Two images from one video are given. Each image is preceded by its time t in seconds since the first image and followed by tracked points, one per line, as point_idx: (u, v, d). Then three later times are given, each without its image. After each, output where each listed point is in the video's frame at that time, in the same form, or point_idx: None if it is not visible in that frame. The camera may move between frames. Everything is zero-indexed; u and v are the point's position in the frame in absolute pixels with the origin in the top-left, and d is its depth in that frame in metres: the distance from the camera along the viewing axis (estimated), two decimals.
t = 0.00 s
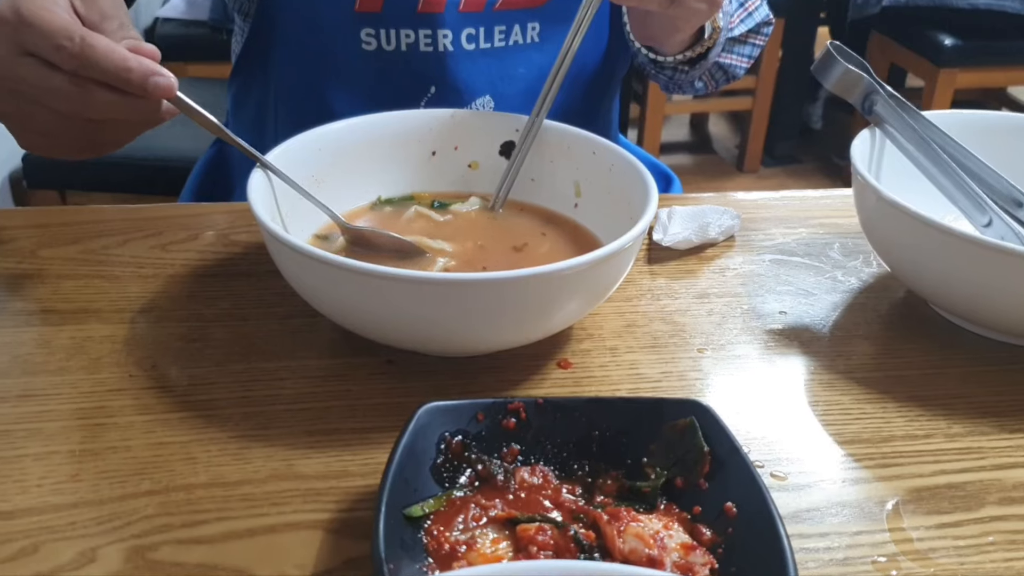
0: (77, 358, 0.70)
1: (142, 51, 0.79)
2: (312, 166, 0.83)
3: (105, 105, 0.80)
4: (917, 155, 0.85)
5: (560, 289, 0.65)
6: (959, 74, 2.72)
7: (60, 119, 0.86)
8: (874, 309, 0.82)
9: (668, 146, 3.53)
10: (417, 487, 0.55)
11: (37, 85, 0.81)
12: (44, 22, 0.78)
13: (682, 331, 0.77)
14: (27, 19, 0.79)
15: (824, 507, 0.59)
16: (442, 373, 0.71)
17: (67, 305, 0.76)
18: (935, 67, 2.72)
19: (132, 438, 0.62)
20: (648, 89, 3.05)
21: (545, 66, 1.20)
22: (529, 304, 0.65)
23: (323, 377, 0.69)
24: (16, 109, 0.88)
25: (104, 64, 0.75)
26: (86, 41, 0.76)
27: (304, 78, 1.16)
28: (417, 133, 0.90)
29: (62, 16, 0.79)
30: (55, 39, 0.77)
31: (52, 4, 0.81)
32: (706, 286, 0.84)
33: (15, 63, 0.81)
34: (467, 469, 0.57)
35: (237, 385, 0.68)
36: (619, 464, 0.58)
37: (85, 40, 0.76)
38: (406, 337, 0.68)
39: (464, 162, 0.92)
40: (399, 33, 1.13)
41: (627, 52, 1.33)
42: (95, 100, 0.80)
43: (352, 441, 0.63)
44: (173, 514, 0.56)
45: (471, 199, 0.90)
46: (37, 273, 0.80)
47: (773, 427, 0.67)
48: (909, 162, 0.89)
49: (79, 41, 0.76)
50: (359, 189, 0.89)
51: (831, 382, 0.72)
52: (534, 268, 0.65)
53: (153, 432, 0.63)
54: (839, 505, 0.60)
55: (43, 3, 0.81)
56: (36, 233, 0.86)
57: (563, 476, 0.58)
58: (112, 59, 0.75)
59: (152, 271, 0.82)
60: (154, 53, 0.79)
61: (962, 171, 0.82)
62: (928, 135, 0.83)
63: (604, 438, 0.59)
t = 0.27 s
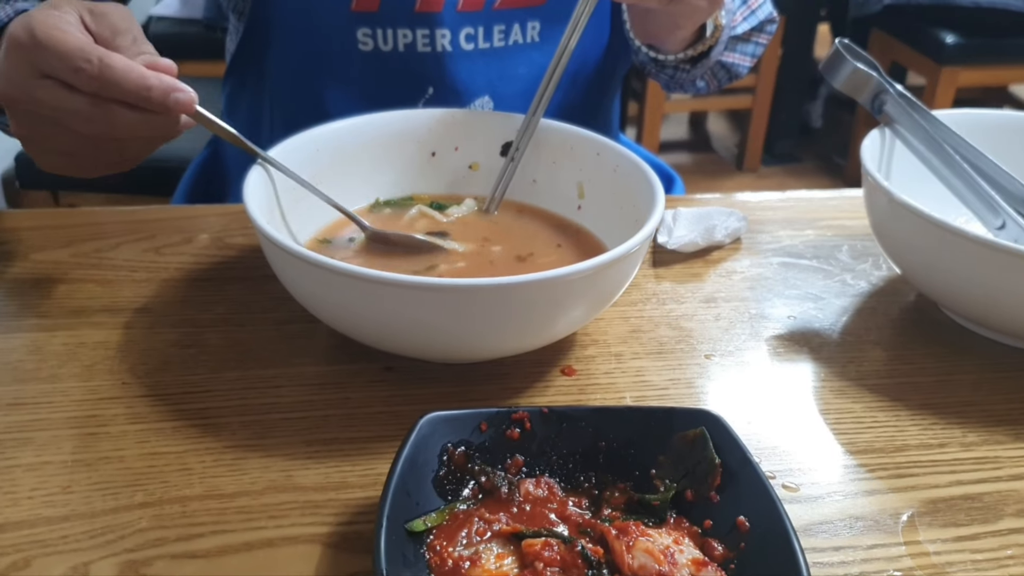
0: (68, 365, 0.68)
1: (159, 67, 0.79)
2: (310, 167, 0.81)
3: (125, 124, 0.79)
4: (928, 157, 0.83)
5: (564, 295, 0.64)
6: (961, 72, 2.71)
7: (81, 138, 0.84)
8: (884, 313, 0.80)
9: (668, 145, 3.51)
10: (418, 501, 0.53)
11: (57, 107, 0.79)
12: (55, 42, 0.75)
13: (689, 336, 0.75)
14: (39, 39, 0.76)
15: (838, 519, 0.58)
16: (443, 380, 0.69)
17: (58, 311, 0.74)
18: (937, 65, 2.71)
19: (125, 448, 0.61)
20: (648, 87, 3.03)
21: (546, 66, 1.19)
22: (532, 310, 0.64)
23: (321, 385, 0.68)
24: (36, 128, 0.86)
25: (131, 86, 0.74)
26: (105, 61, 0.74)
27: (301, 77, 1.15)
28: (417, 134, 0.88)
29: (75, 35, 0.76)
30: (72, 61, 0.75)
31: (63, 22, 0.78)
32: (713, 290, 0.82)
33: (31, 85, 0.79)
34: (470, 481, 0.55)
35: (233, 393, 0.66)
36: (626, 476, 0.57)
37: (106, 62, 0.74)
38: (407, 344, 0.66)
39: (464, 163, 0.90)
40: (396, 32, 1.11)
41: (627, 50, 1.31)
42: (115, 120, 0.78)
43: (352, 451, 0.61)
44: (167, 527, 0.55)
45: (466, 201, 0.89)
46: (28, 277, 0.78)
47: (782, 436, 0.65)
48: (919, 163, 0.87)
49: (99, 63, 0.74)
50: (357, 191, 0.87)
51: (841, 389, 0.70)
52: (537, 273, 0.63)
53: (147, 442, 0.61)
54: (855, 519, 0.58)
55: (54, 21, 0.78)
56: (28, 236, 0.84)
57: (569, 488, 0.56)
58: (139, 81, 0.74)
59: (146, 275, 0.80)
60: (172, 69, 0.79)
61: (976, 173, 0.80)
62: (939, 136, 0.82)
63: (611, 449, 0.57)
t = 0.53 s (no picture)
0: (59, 367, 0.67)
1: (165, 80, 0.78)
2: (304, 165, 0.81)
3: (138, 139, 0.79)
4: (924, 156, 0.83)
5: (559, 296, 0.63)
6: (956, 72, 2.71)
7: (93, 154, 0.84)
8: (880, 314, 0.80)
9: (663, 144, 3.51)
10: (412, 504, 0.52)
11: (69, 126, 0.79)
12: (62, 62, 0.75)
13: (685, 338, 0.75)
14: (46, 61, 0.75)
15: (834, 522, 0.58)
16: (437, 382, 0.69)
17: (50, 312, 0.73)
18: (932, 65, 2.71)
19: (117, 451, 0.60)
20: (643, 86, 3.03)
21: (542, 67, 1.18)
22: (527, 311, 0.63)
23: (314, 387, 0.67)
24: (49, 146, 0.86)
25: (143, 103, 0.73)
26: (113, 79, 0.74)
27: (296, 78, 1.14)
28: (412, 134, 0.88)
29: (81, 53, 0.76)
30: (81, 81, 0.74)
31: (67, 40, 0.78)
32: (709, 290, 0.82)
33: (41, 106, 0.79)
34: (464, 484, 0.55)
35: (226, 395, 0.66)
36: (621, 479, 0.56)
37: (115, 80, 0.73)
38: (400, 346, 0.65)
39: (460, 163, 0.90)
40: (391, 34, 1.10)
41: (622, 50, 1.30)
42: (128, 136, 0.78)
43: (345, 454, 0.61)
44: (159, 531, 0.54)
45: (460, 197, 0.89)
46: (19, 278, 0.78)
47: (778, 438, 0.65)
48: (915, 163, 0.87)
49: (107, 81, 0.74)
50: (352, 191, 0.86)
51: (838, 391, 0.70)
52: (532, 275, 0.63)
53: (139, 444, 0.61)
54: (851, 522, 0.58)
55: (58, 40, 0.77)
56: (19, 236, 0.84)
57: (564, 491, 0.56)
58: (150, 97, 0.73)
59: (139, 275, 0.79)
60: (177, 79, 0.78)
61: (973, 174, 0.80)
62: (935, 136, 0.81)
63: (606, 451, 0.57)
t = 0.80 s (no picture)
0: (55, 367, 0.68)
1: (161, 81, 0.78)
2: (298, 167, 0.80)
3: (138, 143, 0.78)
4: (919, 156, 0.84)
5: (553, 296, 0.63)
6: (953, 72, 2.71)
7: (96, 159, 0.84)
8: (875, 313, 0.80)
9: (660, 144, 3.51)
10: (406, 504, 0.52)
11: (71, 132, 0.80)
12: (58, 67, 0.75)
13: (680, 337, 0.75)
14: (43, 68, 0.75)
15: (830, 522, 0.58)
16: (432, 381, 0.69)
17: (45, 311, 0.73)
18: (929, 65, 2.71)
19: (112, 451, 0.60)
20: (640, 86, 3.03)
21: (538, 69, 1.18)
22: (522, 311, 0.63)
23: (309, 386, 0.67)
24: (54, 154, 0.86)
25: (140, 105, 0.73)
26: (109, 83, 0.74)
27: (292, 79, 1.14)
28: (406, 134, 0.88)
29: (77, 58, 0.76)
30: (78, 86, 0.74)
31: (62, 46, 0.78)
32: (704, 290, 0.82)
33: (44, 112, 0.79)
34: (458, 483, 0.55)
35: (220, 395, 0.66)
36: (615, 478, 0.56)
37: (112, 84, 0.73)
38: (395, 345, 0.66)
39: (455, 163, 0.90)
40: (387, 36, 1.11)
41: (620, 49, 1.30)
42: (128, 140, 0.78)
43: (339, 453, 0.61)
44: (153, 531, 0.54)
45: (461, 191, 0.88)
46: (15, 278, 0.78)
47: (772, 437, 0.65)
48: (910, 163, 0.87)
49: (104, 85, 0.73)
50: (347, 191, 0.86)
51: (833, 390, 0.70)
52: (527, 274, 0.63)
53: (133, 443, 0.61)
54: (844, 521, 0.58)
55: (54, 46, 0.77)
56: (15, 236, 0.84)
57: (558, 490, 0.56)
58: (147, 99, 0.73)
59: (134, 275, 0.79)
60: (172, 77, 0.78)
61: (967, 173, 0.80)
62: (930, 135, 0.82)
63: (600, 451, 0.57)
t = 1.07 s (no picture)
0: (55, 368, 0.68)
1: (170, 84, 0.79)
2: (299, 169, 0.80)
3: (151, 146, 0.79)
4: (916, 158, 0.84)
5: (552, 298, 0.63)
6: (951, 73, 2.72)
7: (107, 164, 0.85)
8: (872, 315, 0.80)
9: (659, 145, 3.52)
10: (406, 505, 0.52)
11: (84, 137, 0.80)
12: (69, 73, 0.75)
13: (678, 338, 0.75)
14: (54, 75, 0.75)
15: (829, 522, 0.58)
16: (432, 382, 0.69)
17: (45, 313, 0.74)
18: (927, 66, 2.71)
19: (112, 452, 0.60)
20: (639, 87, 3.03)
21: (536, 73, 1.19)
22: (521, 313, 0.63)
23: (309, 387, 0.67)
24: (64, 159, 0.87)
25: (156, 109, 0.74)
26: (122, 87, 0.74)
27: (291, 82, 1.14)
28: (405, 136, 0.88)
29: (87, 63, 0.76)
30: (91, 92, 0.74)
31: (71, 52, 0.77)
32: (702, 292, 0.82)
33: (54, 119, 0.79)
34: (457, 484, 0.55)
35: (220, 396, 0.66)
36: (614, 479, 0.57)
37: (126, 89, 0.74)
38: (394, 347, 0.66)
39: (454, 165, 0.90)
40: (386, 39, 1.11)
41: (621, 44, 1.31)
42: (141, 144, 0.79)
43: (339, 454, 0.61)
44: (154, 532, 0.54)
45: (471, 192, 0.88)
46: (15, 280, 0.78)
47: (770, 438, 0.65)
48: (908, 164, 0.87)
49: (118, 90, 0.74)
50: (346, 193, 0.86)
51: (831, 391, 0.70)
52: (526, 276, 0.63)
53: (134, 445, 0.61)
54: (841, 522, 0.58)
55: (64, 52, 0.77)
56: (16, 238, 0.84)
57: (557, 491, 0.56)
58: (162, 102, 0.74)
59: (134, 277, 0.79)
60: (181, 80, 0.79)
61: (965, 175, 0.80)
62: (927, 137, 0.82)
63: (599, 452, 0.57)
